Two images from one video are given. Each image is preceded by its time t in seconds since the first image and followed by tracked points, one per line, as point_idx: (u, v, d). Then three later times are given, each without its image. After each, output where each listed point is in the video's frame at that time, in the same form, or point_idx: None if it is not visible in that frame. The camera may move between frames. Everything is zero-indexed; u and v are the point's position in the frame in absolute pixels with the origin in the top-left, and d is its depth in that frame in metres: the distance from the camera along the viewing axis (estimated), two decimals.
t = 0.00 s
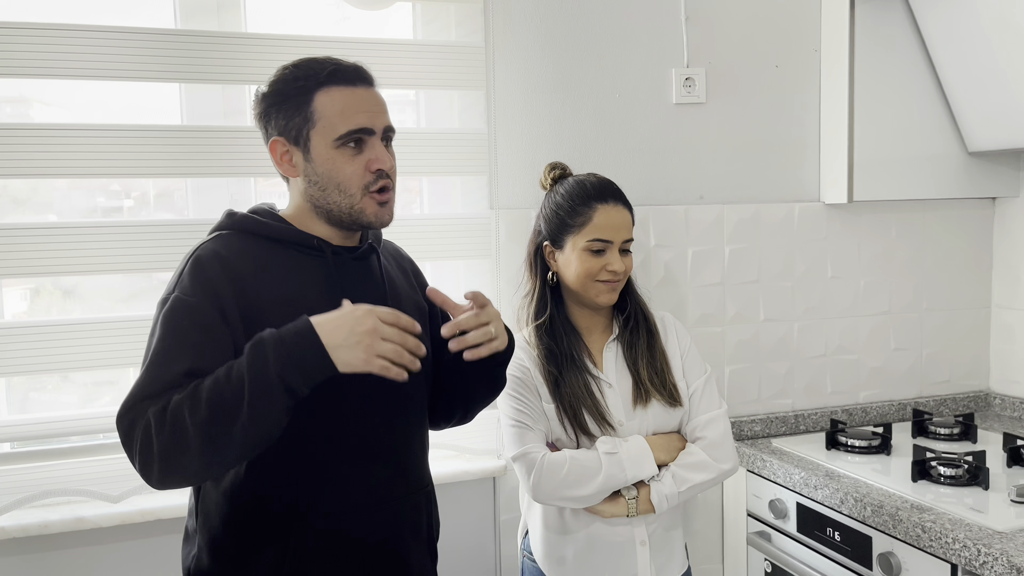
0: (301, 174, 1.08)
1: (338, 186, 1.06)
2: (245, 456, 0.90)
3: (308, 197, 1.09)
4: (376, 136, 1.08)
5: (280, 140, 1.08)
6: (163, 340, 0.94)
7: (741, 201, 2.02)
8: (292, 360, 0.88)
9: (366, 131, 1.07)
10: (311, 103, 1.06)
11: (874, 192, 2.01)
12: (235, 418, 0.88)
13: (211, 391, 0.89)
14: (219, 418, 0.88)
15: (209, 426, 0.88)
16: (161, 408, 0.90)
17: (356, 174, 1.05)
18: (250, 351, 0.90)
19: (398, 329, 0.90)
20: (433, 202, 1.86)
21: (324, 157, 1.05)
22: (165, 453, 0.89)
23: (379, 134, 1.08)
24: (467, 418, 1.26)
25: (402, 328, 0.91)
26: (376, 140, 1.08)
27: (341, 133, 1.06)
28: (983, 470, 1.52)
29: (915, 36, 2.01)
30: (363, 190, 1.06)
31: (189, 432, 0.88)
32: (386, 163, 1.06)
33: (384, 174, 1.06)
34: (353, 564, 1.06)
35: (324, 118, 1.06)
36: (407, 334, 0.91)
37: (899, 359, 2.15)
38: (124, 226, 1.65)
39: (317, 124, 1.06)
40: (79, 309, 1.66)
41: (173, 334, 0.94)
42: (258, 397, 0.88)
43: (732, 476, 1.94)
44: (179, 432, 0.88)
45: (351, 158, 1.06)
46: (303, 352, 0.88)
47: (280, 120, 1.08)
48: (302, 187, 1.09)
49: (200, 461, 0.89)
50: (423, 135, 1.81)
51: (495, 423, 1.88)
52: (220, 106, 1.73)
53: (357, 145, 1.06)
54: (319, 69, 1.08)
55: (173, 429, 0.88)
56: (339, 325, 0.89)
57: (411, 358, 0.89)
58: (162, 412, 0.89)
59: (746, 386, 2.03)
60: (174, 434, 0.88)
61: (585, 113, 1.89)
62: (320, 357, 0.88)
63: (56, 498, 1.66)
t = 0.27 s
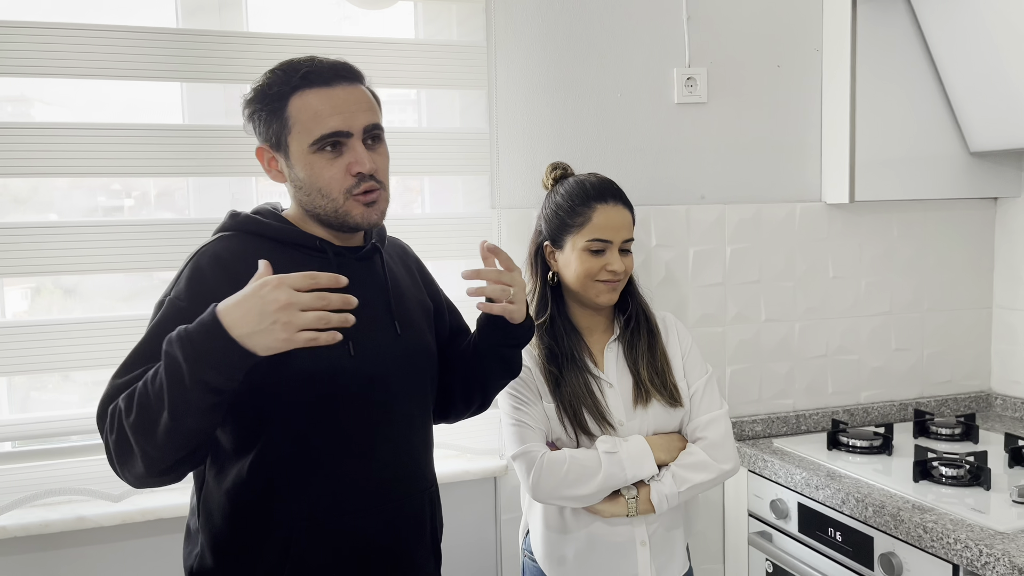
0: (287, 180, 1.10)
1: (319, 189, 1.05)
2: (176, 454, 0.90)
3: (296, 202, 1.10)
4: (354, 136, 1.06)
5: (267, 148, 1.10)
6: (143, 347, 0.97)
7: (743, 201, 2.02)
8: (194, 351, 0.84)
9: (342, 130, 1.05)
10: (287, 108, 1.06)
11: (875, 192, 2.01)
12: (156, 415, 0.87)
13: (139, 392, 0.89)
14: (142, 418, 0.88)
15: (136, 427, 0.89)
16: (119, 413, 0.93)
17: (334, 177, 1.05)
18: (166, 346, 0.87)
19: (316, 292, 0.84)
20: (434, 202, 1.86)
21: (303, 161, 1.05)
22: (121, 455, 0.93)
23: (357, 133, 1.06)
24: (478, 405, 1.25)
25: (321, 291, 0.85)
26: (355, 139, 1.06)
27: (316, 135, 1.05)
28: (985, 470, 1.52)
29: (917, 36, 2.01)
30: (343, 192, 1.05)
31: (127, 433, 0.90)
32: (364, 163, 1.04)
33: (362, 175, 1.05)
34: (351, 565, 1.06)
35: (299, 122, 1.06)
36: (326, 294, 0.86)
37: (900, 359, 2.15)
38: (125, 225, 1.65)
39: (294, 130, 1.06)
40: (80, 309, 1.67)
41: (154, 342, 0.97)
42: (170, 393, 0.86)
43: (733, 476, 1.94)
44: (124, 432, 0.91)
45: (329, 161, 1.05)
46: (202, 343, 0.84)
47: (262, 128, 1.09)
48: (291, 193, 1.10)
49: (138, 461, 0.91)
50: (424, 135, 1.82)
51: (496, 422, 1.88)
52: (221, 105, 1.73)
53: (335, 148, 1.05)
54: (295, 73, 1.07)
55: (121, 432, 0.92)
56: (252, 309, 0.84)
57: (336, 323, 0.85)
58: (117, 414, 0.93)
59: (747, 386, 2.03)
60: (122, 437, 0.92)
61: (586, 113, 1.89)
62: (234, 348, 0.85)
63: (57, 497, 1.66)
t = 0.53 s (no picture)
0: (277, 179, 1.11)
1: (299, 188, 1.06)
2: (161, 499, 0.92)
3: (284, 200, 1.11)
4: (336, 135, 1.06)
5: (257, 145, 1.12)
6: (137, 354, 0.97)
7: (745, 201, 2.01)
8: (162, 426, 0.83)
9: (324, 128, 1.05)
10: (273, 108, 1.07)
11: (877, 192, 2.00)
12: (135, 469, 0.88)
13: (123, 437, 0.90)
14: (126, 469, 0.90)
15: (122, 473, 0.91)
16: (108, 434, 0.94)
17: (315, 177, 1.05)
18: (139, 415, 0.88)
19: (232, 407, 0.77)
20: (436, 202, 1.86)
21: (286, 159, 1.06)
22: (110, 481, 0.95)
23: (340, 132, 1.06)
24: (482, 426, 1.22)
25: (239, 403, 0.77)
26: (337, 138, 1.06)
27: (297, 133, 1.05)
28: (988, 470, 1.52)
29: (920, 35, 2.01)
30: (323, 192, 1.05)
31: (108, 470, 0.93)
32: (344, 164, 1.04)
33: (342, 175, 1.04)
34: (348, 566, 1.06)
35: (283, 122, 1.06)
36: (245, 405, 0.77)
37: (902, 359, 2.15)
38: (126, 224, 1.65)
39: (278, 129, 1.06)
40: (81, 308, 1.66)
41: (147, 348, 0.97)
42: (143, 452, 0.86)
43: (735, 476, 1.93)
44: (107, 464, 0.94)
45: (310, 161, 1.05)
46: (161, 435, 0.84)
47: (253, 126, 1.11)
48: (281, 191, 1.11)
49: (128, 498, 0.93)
50: (426, 134, 1.81)
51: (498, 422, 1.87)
52: (222, 104, 1.71)
53: (317, 147, 1.05)
54: (281, 70, 1.07)
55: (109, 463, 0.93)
56: (188, 408, 0.80)
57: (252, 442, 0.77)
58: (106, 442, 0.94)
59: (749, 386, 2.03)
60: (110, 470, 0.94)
61: (588, 112, 1.89)
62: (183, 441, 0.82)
63: (58, 496, 1.66)
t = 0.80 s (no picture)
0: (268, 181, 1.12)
1: (281, 192, 1.07)
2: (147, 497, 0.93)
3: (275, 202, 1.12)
4: (317, 138, 1.05)
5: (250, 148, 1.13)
6: (135, 352, 0.98)
7: (746, 200, 2.01)
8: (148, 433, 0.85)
9: (303, 131, 1.05)
10: (258, 111, 1.08)
11: (879, 191, 2.00)
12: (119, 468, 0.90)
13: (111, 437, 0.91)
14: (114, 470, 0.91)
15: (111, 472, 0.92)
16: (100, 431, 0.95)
17: (294, 181, 1.05)
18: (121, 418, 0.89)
19: (192, 404, 0.79)
20: (437, 201, 1.86)
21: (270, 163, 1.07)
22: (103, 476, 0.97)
23: (321, 135, 1.05)
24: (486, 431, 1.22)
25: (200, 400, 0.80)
26: (318, 141, 1.05)
27: (278, 137, 1.05)
28: (990, 470, 1.52)
29: (922, 34, 2.00)
30: (302, 196, 1.05)
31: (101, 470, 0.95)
32: (320, 168, 1.04)
33: (319, 179, 1.04)
34: (346, 566, 1.05)
35: (267, 125, 1.06)
36: (205, 400, 0.80)
37: (904, 358, 2.15)
38: (128, 223, 1.65)
39: (263, 133, 1.07)
40: (82, 307, 1.66)
41: (146, 347, 0.98)
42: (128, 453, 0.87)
43: (736, 476, 1.93)
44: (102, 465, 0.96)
45: (291, 165, 1.05)
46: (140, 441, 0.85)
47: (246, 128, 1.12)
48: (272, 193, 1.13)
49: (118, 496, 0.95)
50: (427, 133, 1.81)
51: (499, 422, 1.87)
52: (224, 104, 1.71)
53: (297, 150, 1.05)
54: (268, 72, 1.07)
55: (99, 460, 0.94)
56: (157, 409, 0.83)
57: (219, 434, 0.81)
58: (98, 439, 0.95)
59: (750, 385, 2.02)
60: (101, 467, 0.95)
61: (590, 111, 1.89)
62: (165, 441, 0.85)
63: (59, 495, 1.66)
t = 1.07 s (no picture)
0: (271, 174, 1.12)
1: (284, 183, 1.06)
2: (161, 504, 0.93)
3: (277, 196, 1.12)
4: (321, 129, 1.05)
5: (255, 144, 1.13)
6: (136, 351, 0.98)
7: (746, 199, 2.01)
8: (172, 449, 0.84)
9: (307, 122, 1.05)
10: (264, 103, 1.08)
11: (879, 190, 2.00)
12: (135, 477, 0.89)
13: (124, 443, 0.90)
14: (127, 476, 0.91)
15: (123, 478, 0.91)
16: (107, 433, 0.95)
17: (297, 171, 1.05)
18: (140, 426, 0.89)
19: (218, 435, 0.79)
20: (438, 200, 1.86)
21: (274, 154, 1.07)
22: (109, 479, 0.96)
23: (325, 126, 1.06)
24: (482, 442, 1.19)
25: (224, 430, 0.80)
26: (322, 133, 1.05)
27: (282, 128, 1.06)
28: (991, 469, 1.52)
29: (923, 33, 2.00)
30: (304, 187, 1.05)
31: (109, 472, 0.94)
32: (322, 158, 1.04)
33: (321, 169, 1.04)
34: (344, 567, 1.06)
35: (272, 117, 1.07)
36: (231, 433, 0.79)
37: (905, 357, 2.15)
38: (128, 223, 1.65)
39: (268, 125, 1.07)
40: (83, 306, 1.66)
41: (147, 345, 0.98)
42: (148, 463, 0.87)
43: (736, 475, 1.93)
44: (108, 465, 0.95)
45: (293, 156, 1.05)
46: (162, 453, 0.85)
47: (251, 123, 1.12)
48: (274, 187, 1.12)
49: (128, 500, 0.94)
50: (428, 132, 1.81)
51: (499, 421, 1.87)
52: (225, 104, 1.71)
53: (301, 141, 1.05)
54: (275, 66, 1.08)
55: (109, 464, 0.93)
56: (181, 433, 0.83)
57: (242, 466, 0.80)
58: (107, 441, 0.94)
59: (751, 384, 2.02)
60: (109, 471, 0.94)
61: (590, 110, 1.89)
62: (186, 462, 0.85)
63: (60, 494, 1.66)
